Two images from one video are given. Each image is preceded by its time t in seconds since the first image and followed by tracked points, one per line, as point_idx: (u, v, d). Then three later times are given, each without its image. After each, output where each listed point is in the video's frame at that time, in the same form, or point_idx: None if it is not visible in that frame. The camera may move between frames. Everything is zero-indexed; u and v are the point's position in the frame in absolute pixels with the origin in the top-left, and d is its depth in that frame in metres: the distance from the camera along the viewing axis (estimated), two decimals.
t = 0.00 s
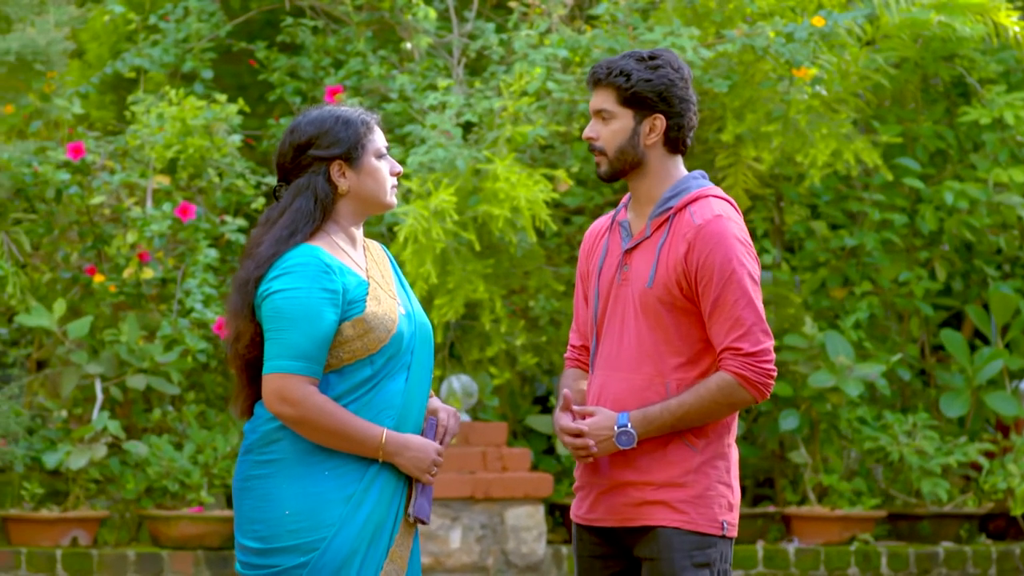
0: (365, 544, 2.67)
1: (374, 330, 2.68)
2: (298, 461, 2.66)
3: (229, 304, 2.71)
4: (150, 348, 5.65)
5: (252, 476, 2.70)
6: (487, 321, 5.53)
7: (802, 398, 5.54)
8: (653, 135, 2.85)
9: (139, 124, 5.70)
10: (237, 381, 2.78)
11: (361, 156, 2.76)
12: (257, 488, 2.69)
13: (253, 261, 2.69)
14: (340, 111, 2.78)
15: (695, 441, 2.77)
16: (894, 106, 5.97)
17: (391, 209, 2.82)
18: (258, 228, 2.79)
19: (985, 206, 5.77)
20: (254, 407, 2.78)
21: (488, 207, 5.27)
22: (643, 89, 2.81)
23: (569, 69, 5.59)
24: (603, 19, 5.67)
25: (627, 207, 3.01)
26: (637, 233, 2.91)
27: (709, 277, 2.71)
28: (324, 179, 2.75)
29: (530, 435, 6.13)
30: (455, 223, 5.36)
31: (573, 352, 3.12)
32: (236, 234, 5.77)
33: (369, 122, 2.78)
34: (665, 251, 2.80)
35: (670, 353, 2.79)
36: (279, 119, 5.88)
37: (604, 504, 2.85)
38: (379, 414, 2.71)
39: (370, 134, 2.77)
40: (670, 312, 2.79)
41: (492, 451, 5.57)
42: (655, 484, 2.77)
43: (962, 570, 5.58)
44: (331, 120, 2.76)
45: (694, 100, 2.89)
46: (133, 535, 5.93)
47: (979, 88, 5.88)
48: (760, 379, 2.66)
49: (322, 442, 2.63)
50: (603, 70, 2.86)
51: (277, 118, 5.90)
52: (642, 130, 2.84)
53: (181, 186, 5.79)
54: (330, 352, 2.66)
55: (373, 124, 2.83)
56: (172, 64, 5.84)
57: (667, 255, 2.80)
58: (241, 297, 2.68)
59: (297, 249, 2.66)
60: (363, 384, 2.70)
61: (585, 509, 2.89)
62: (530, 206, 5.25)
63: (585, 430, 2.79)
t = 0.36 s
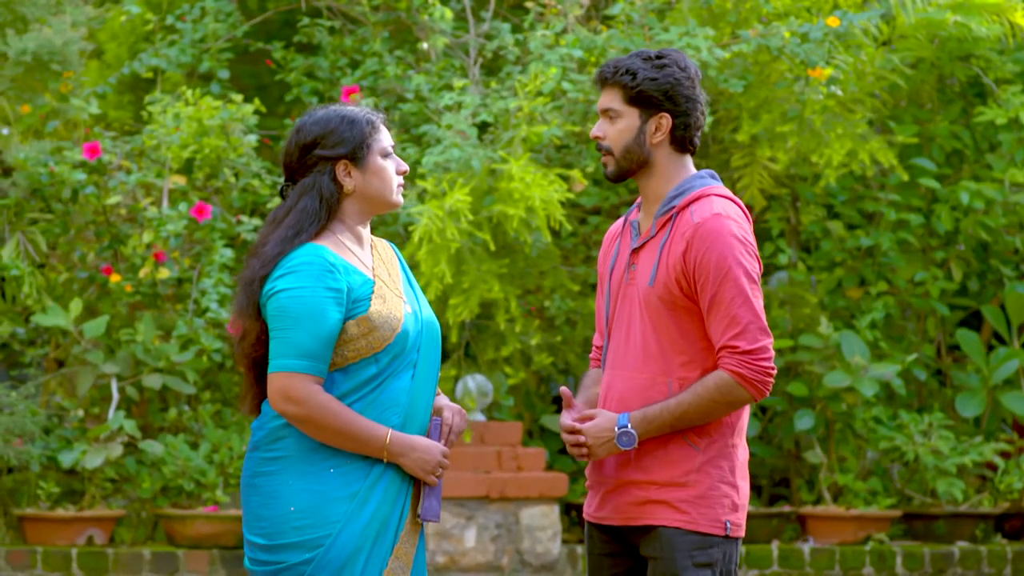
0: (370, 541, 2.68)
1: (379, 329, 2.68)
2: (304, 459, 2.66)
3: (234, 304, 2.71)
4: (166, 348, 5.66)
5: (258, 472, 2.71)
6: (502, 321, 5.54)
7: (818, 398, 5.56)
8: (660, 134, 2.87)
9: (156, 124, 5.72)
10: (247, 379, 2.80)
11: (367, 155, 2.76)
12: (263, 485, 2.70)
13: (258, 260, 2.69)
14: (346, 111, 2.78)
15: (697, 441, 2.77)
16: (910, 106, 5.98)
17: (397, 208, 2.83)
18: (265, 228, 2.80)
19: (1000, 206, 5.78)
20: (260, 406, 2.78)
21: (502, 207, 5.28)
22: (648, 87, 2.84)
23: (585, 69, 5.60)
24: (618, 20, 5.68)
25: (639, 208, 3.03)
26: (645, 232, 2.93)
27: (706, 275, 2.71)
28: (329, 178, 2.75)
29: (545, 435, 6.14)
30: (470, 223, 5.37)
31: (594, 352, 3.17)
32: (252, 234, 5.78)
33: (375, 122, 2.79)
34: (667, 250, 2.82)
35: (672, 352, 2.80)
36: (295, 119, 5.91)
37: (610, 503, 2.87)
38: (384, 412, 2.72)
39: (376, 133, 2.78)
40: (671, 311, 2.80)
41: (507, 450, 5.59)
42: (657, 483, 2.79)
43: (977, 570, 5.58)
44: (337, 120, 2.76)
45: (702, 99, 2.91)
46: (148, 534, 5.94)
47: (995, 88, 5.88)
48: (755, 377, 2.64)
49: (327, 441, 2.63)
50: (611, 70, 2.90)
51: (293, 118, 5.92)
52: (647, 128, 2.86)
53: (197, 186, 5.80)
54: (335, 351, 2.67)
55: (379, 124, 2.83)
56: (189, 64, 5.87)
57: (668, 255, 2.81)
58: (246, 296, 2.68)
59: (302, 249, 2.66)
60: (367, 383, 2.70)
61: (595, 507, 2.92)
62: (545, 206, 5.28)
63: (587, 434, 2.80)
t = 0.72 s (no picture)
0: (367, 540, 2.72)
1: (377, 328, 2.72)
2: (302, 458, 2.70)
3: (235, 303, 2.76)
4: (174, 348, 5.67)
5: (256, 471, 2.75)
6: (509, 321, 5.56)
7: (826, 398, 5.60)
8: (662, 134, 2.90)
9: (165, 125, 5.74)
10: (245, 380, 2.82)
11: (368, 156, 2.80)
12: (261, 483, 2.73)
13: (258, 260, 2.73)
14: (348, 112, 2.82)
15: (695, 441, 2.79)
16: (918, 106, 6.00)
17: (397, 209, 2.86)
18: (266, 227, 2.84)
19: (1008, 206, 5.79)
20: (259, 404, 2.82)
21: (509, 208, 5.29)
22: (651, 87, 2.87)
23: (593, 70, 5.61)
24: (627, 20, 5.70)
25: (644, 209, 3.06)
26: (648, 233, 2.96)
27: (700, 275, 2.72)
28: (329, 179, 2.79)
29: (553, 435, 6.16)
30: (478, 223, 5.39)
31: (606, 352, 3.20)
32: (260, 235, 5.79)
33: (377, 123, 2.83)
34: (665, 250, 2.84)
35: (671, 352, 2.83)
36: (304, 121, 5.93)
37: (613, 503, 2.90)
38: (383, 412, 2.75)
39: (377, 134, 2.82)
40: (670, 311, 2.82)
41: (514, 451, 5.60)
42: (657, 484, 2.82)
43: (984, 570, 5.59)
44: (338, 120, 2.81)
45: (706, 98, 2.93)
46: (156, 534, 5.95)
47: (1004, 89, 5.89)
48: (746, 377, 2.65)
49: (325, 440, 2.67)
50: (615, 69, 2.93)
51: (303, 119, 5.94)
52: (650, 128, 2.89)
53: (206, 186, 5.82)
54: (334, 350, 2.70)
55: (381, 125, 2.87)
56: (198, 65, 5.89)
57: (666, 255, 2.83)
58: (246, 295, 2.72)
59: (301, 248, 2.70)
60: (366, 382, 2.74)
61: (600, 506, 2.96)
62: (552, 206, 5.29)
63: (587, 438, 2.85)
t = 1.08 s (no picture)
0: (359, 536, 2.81)
1: (367, 325, 2.82)
2: (294, 455, 2.80)
3: (228, 298, 2.87)
4: (180, 346, 5.68)
5: (250, 468, 2.85)
6: (514, 319, 5.57)
7: (830, 396, 5.63)
8: (661, 132, 2.93)
9: (171, 123, 5.74)
10: (239, 375, 2.92)
11: (360, 156, 2.90)
12: (255, 481, 2.83)
13: (250, 256, 2.84)
14: (341, 111, 2.92)
15: (692, 438, 2.83)
16: (923, 105, 6.01)
17: (389, 208, 2.96)
18: (260, 223, 2.95)
19: (1014, 205, 5.79)
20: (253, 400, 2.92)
21: (514, 207, 5.31)
22: (649, 85, 2.90)
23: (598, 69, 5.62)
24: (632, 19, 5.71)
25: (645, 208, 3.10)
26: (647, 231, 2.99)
27: (694, 273, 2.76)
28: (321, 177, 2.89)
29: (558, 433, 6.18)
30: (482, 222, 5.40)
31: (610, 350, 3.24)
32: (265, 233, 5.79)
33: (370, 123, 2.92)
34: (662, 248, 2.87)
35: (668, 350, 2.86)
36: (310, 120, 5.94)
37: (613, 500, 2.95)
38: (374, 408, 2.85)
39: (370, 134, 2.91)
40: (666, 309, 2.86)
41: (518, 449, 5.61)
42: (655, 482, 2.86)
43: (989, 568, 5.60)
44: (332, 119, 2.90)
45: (705, 96, 2.96)
46: (162, 531, 5.96)
47: (1009, 87, 5.89)
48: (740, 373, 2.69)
49: (316, 438, 2.77)
50: (614, 69, 2.97)
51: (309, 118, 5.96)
52: (649, 126, 2.93)
53: (211, 185, 5.82)
54: (325, 346, 2.80)
55: (374, 124, 2.96)
56: (204, 64, 5.91)
57: (662, 252, 2.87)
58: (238, 293, 2.82)
59: (294, 246, 2.80)
60: (356, 378, 2.83)
61: (602, 503, 3.00)
62: (556, 205, 5.29)
63: (585, 439, 2.90)
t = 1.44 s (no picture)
0: (352, 530, 2.82)
1: (361, 319, 2.83)
2: (288, 450, 2.81)
3: (224, 296, 2.88)
4: (190, 343, 5.70)
5: (245, 464, 2.86)
6: (523, 315, 5.57)
7: (840, 393, 5.64)
8: (662, 128, 2.92)
9: (182, 121, 5.76)
10: (236, 373, 2.94)
11: (355, 153, 2.92)
12: (250, 476, 2.85)
13: (245, 253, 2.85)
14: (336, 108, 2.94)
15: (693, 434, 2.82)
16: (932, 102, 6.02)
17: (385, 205, 2.97)
18: (257, 221, 2.97)
19: None
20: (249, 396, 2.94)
21: (523, 204, 5.31)
22: (649, 82, 2.89)
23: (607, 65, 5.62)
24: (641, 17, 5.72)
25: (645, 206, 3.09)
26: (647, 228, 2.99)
27: (694, 269, 2.76)
28: (316, 174, 2.91)
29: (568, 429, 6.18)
30: (491, 219, 5.42)
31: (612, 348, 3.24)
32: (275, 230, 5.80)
33: (365, 120, 2.94)
34: (661, 244, 2.87)
35: (668, 346, 2.86)
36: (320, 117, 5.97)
37: (614, 496, 2.95)
38: (368, 402, 2.86)
39: (366, 131, 2.94)
40: (666, 305, 2.85)
41: (528, 445, 5.63)
42: (656, 479, 2.86)
43: (999, 565, 5.62)
44: (326, 117, 2.92)
45: (706, 93, 2.94)
46: (172, 527, 5.97)
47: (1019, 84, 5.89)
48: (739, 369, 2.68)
49: (309, 431, 2.78)
50: (614, 66, 2.96)
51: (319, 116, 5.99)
52: (649, 123, 2.92)
53: (221, 181, 5.83)
54: (319, 341, 2.81)
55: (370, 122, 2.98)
56: (215, 61, 5.94)
57: (662, 248, 2.86)
58: (233, 289, 2.85)
59: (288, 242, 2.82)
60: (350, 372, 2.84)
61: (603, 500, 3.00)
62: (565, 202, 5.30)
63: (587, 441, 2.88)
